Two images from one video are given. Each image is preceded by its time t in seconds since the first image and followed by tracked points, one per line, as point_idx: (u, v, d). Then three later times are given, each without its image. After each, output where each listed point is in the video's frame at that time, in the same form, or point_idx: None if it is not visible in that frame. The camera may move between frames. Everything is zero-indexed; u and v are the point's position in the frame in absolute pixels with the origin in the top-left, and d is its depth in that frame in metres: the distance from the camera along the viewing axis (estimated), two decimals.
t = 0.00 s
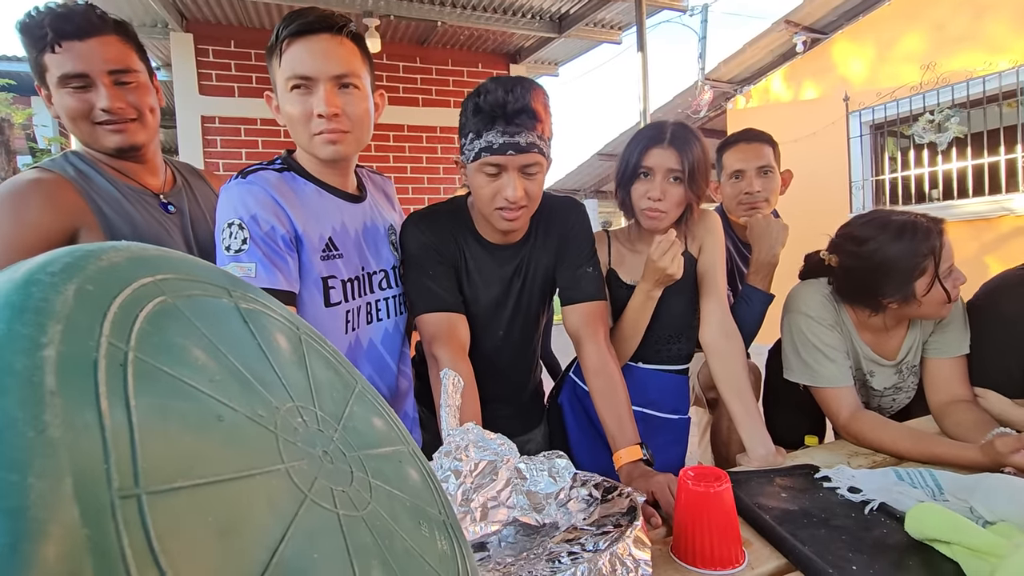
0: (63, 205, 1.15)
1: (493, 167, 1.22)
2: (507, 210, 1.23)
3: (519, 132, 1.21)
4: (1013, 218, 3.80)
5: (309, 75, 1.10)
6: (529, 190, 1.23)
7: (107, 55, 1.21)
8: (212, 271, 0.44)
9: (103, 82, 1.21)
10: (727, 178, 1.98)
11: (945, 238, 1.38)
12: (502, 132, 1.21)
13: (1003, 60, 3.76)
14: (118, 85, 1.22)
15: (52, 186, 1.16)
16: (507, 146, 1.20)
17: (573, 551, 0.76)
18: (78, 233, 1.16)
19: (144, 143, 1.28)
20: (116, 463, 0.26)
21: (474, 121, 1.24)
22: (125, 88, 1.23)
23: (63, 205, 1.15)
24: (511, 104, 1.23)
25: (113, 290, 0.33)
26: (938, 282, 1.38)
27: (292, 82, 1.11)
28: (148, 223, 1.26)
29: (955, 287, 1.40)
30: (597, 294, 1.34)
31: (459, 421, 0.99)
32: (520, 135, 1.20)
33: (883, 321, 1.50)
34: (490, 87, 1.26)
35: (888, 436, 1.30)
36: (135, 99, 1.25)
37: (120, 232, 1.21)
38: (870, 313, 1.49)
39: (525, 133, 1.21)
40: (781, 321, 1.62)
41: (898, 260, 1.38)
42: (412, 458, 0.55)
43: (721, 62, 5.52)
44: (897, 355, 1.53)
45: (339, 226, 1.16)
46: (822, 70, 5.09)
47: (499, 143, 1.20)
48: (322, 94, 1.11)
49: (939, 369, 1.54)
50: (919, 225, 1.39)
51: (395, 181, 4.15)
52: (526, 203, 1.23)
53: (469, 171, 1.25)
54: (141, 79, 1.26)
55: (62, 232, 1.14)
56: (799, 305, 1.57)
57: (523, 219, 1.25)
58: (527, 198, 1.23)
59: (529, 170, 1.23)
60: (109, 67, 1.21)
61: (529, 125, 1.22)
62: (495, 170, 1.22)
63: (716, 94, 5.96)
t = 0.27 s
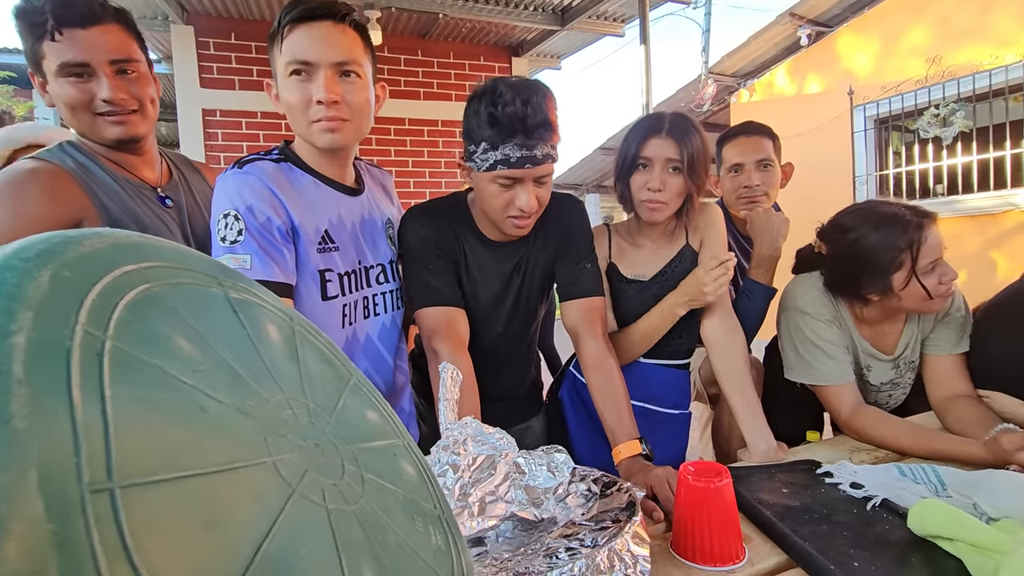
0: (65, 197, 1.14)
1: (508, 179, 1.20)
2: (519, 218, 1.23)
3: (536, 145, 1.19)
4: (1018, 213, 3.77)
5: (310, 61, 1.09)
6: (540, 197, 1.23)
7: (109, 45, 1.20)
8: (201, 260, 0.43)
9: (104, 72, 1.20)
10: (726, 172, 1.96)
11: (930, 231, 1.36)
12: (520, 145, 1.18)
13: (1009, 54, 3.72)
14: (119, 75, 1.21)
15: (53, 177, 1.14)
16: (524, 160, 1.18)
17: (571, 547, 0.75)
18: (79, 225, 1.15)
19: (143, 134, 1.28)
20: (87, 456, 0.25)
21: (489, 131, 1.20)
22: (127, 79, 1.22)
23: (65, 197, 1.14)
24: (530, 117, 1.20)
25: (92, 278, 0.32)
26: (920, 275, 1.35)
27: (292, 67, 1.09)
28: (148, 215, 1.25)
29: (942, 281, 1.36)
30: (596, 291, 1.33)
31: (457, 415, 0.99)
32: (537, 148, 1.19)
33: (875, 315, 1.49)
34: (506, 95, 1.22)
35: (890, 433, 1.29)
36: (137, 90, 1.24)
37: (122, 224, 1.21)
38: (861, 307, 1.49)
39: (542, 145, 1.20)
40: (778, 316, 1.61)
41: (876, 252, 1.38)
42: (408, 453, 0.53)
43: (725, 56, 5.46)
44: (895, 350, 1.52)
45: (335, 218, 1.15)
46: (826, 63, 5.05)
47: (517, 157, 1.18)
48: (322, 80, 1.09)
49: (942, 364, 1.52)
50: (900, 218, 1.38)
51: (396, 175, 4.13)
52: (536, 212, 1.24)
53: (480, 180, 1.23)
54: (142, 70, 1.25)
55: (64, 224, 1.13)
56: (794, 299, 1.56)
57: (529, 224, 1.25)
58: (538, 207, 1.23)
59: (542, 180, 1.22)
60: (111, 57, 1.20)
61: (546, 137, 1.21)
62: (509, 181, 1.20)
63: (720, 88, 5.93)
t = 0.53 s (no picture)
0: (57, 191, 1.13)
1: (511, 181, 1.19)
2: (521, 219, 1.23)
3: (539, 146, 1.19)
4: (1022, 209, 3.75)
5: (314, 55, 1.08)
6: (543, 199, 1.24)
7: (98, 37, 1.19)
8: (191, 259, 0.42)
9: (94, 64, 1.18)
10: (728, 168, 1.95)
11: (929, 224, 1.35)
12: (524, 148, 1.17)
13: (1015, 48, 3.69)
14: (109, 67, 1.20)
15: (45, 172, 1.14)
16: (528, 162, 1.18)
17: (568, 547, 0.74)
18: (71, 220, 1.14)
19: (136, 127, 1.27)
20: (62, 461, 0.25)
21: (491, 133, 1.19)
22: (117, 71, 1.21)
23: (57, 191, 1.13)
24: (533, 119, 1.19)
25: (73, 278, 0.31)
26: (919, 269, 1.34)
27: (296, 61, 1.08)
28: (142, 210, 1.25)
29: (943, 275, 1.34)
30: (594, 288, 1.32)
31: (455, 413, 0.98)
32: (539, 149, 1.19)
33: (877, 309, 1.48)
34: (508, 96, 1.20)
35: (891, 432, 1.28)
36: (129, 83, 1.23)
37: (116, 219, 1.20)
38: (869, 300, 1.47)
39: (545, 147, 1.19)
40: (782, 311, 1.61)
41: (872, 245, 1.39)
42: (402, 453, 0.53)
43: (728, 51, 5.43)
44: (896, 348, 1.52)
45: (334, 215, 1.14)
46: (830, 58, 5.02)
47: (521, 160, 1.17)
48: (326, 74, 1.08)
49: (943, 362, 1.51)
50: (899, 210, 1.38)
51: (397, 170, 4.12)
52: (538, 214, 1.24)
53: (483, 183, 1.21)
54: (132, 62, 1.24)
55: (56, 219, 1.12)
56: (799, 294, 1.55)
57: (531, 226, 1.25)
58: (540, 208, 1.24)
59: (544, 182, 1.22)
60: (100, 49, 1.19)
61: (548, 138, 1.20)
62: (511, 184, 1.19)
63: (723, 83, 5.90)
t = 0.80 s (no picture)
0: (54, 187, 1.13)
1: (510, 187, 1.19)
2: (519, 224, 1.23)
3: (538, 152, 1.19)
4: None
5: (316, 53, 1.08)
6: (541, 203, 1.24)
7: (93, 34, 1.18)
8: (188, 260, 0.42)
9: (89, 62, 1.18)
10: (730, 166, 1.95)
11: (948, 224, 1.34)
12: (524, 154, 1.17)
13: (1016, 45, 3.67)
14: (105, 65, 1.20)
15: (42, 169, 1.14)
16: (528, 168, 1.18)
17: (564, 546, 0.75)
18: (68, 216, 1.14)
19: (132, 124, 1.27)
20: (57, 462, 0.25)
21: (490, 140, 1.18)
22: (112, 68, 1.21)
23: (54, 188, 1.13)
24: (534, 127, 1.19)
25: (68, 279, 0.31)
26: (937, 271, 1.34)
27: (298, 60, 1.08)
28: (139, 209, 1.25)
29: (961, 278, 1.34)
30: (591, 289, 1.32)
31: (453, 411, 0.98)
32: (538, 154, 1.19)
33: (890, 310, 1.47)
34: (508, 103, 1.20)
35: (890, 430, 1.28)
36: (124, 80, 1.23)
37: (113, 216, 1.20)
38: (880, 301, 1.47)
39: (544, 153, 1.20)
40: (788, 309, 1.61)
41: (890, 243, 1.39)
42: (398, 452, 0.53)
43: (730, 48, 5.42)
44: (909, 348, 1.51)
45: (332, 215, 1.15)
46: (832, 55, 5.00)
47: (520, 166, 1.17)
48: (328, 73, 1.08)
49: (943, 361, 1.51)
50: (919, 209, 1.37)
51: (397, 167, 4.12)
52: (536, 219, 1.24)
53: (482, 189, 1.21)
54: (128, 59, 1.24)
55: (54, 216, 1.12)
56: (808, 291, 1.54)
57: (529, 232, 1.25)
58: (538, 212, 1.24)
59: (542, 188, 1.23)
60: (96, 47, 1.19)
61: (547, 144, 1.20)
62: (510, 190, 1.19)
63: (725, 80, 5.89)
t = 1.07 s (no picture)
0: (46, 183, 1.14)
1: (509, 195, 1.20)
2: (516, 230, 1.24)
3: (537, 159, 1.19)
4: None
5: (318, 52, 1.08)
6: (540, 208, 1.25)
7: (83, 29, 1.17)
8: (190, 259, 0.43)
9: (78, 56, 1.17)
10: (731, 165, 1.95)
11: (947, 225, 1.33)
12: (523, 162, 1.18)
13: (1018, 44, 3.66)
14: (94, 59, 1.19)
15: (33, 166, 1.14)
16: (527, 176, 1.18)
17: (564, 542, 0.75)
18: (62, 211, 1.15)
19: (123, 118, 1.26)
20: (64, 459, 0.26)
21: (491, 148, 1.18)
22: (102, 62, 1.20)
23: (46, 184, 1.14)
24: (534, 136, 1.19)
25: (74, 278, 0.32)
26: (932, 271, 1.34)
27: (299, 58, 1.08)
28: (131, 205, 1.25)
29: (959, 280, 1.33)
30: (587, 290, 1.33)
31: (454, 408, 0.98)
32: (537, 163, 1.19)
33: (895, 311, 1.47)
34: (508, 112, 1.20)
35: (889, 429, 1.29)
36: (114, 75, 1.21)
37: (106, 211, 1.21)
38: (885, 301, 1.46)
39: (543, 161, 1.20)
40: (794, 305, 1.61)
41: (886, 240, 1.40)
42: (399, 449, 0.53)
43: (731, 46, 5.41)
44: (916, 348, 1.50)
45: (332, 213, 1.15)
46: (833, 53, 4.99)
47: (519, 174, 1.18)
48: (330, 71, 1.08)
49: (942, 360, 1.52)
50: (920, 207, 1.37)
51: (398, 165, 4.12)
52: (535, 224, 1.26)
53: (482, 195, 1.22)
54: (118, 53, 1.22)
55: (46, 210, 1.13)
56: (816, 288, 1.54)
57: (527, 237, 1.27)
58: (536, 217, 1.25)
59: (542, 194, 1.24)
60: (84, 41, 1.17)
61: (546, 152, 1.20)
62: (509, 197, 1.20)
63: (726, 78, 5.88)
